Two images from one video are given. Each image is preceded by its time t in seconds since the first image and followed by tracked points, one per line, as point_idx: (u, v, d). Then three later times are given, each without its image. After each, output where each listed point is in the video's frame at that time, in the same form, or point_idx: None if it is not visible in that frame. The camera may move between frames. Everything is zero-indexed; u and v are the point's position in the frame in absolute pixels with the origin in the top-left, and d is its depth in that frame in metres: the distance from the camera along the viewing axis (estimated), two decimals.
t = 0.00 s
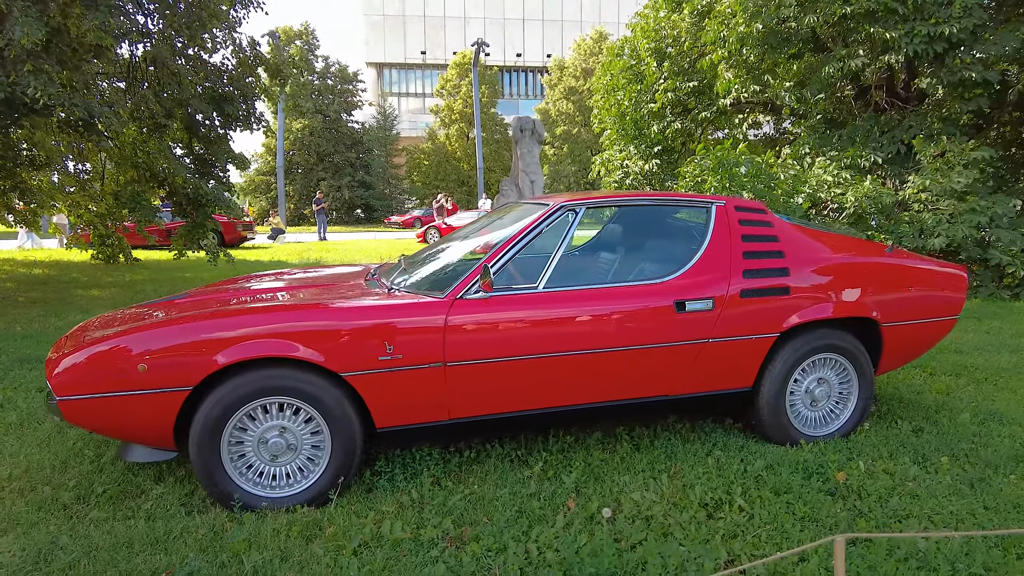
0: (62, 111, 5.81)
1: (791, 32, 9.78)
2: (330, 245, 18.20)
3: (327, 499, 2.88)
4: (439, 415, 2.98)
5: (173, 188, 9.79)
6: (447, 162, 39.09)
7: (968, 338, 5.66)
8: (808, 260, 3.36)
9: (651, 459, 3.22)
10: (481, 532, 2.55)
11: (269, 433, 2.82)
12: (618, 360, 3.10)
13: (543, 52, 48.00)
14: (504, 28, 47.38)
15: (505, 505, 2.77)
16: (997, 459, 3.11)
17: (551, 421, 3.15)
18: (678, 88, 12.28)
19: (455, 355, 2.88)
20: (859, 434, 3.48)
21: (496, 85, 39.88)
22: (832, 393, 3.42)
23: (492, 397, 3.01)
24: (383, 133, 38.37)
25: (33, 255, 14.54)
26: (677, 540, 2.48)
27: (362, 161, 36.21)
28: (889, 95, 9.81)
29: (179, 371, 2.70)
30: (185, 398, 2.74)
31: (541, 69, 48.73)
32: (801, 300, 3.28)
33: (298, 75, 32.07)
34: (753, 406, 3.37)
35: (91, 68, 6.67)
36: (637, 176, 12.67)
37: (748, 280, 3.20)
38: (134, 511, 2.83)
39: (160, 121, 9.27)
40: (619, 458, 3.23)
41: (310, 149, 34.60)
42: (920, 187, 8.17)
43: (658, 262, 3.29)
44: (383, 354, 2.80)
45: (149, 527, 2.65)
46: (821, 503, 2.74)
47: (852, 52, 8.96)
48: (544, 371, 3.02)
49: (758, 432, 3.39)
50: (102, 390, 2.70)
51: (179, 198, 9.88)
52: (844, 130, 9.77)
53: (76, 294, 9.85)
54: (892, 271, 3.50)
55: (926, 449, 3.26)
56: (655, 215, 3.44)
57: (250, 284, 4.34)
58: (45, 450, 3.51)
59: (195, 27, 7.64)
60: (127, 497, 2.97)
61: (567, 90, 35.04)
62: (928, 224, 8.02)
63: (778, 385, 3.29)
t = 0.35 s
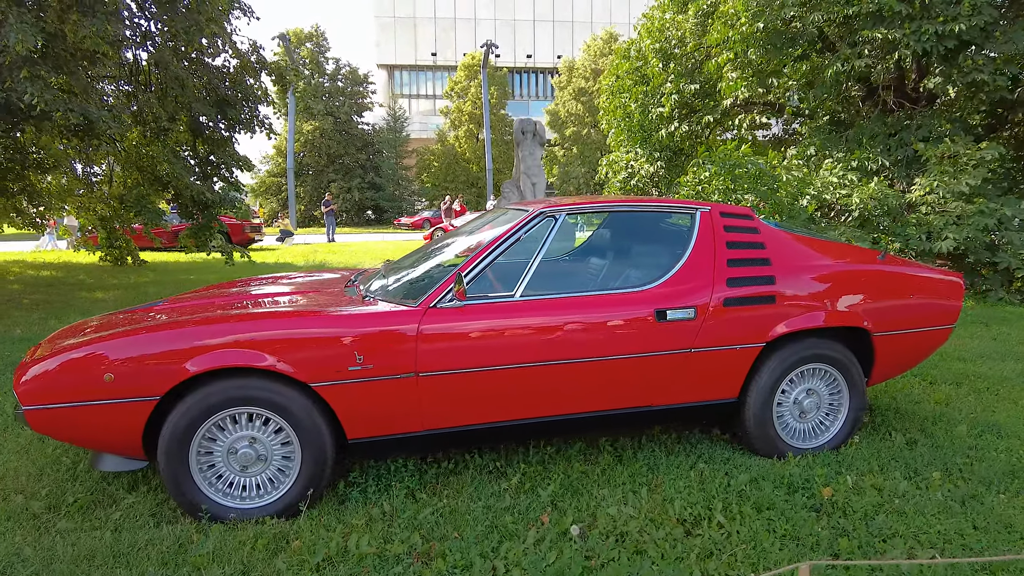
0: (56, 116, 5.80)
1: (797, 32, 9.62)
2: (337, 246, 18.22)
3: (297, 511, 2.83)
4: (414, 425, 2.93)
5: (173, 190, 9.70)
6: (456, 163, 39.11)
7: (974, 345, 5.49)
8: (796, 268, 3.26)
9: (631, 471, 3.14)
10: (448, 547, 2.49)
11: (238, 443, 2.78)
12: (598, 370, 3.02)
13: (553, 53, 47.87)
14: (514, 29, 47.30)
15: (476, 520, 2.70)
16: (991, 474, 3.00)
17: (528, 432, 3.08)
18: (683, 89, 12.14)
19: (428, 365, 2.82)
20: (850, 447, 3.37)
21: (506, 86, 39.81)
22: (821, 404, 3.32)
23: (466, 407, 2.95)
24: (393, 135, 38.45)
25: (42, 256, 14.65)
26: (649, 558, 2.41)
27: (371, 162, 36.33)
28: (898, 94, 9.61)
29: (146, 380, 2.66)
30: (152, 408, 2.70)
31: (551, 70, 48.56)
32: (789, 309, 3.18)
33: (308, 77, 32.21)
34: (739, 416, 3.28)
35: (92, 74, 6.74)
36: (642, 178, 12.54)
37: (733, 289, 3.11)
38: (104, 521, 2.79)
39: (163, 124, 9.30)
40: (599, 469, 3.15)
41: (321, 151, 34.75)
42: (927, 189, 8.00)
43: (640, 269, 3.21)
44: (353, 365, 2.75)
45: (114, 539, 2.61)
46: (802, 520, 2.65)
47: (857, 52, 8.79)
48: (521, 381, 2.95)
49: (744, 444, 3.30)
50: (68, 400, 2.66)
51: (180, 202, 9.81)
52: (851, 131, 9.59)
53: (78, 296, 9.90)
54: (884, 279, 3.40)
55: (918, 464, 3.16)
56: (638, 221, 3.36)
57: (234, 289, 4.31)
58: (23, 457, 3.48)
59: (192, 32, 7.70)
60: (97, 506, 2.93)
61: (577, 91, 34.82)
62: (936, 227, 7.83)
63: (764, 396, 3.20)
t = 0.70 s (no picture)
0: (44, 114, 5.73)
1: (804, 29, 9.43)
2: (343, 246, 18.17)
3: (262, 519, 2.72)
4: (387, 430, 2.81)
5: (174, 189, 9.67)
6: (464, 163, 39.04)
7: (983, 349, 5.29)
8: (789, 267, 3.11)
9: (615, 480, 3.01)
10: (414, 561, 2.37)
11: (202, 447, 2.67)
12: (579, 374, 2.89)
13: (563, 52, 47.66)
14: (524, 29, 47.15)
15: (446, 531, 2.58)
16: (995, 487, 2.83)
17: (506, 439, 2.95)
18: (690, 87, 11.94)
19: (398, 368, 2.71)
20: (845, 456, 3.22)
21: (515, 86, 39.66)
22: (816, 411, 3.16)
23: (440, 412, 2.83)
24: (402, 135, 38.43)
25: (49, 255, 14.69)
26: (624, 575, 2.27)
27: (380, 162, 36.33)
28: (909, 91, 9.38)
29: (104, 382, 2.56)
30: (113, 411, 2.59)
31: (562, 70, 48.34)
32: (781, 310, 3.03)
33: (317, 77, 32.26)
34: (730, 424, 3.13)
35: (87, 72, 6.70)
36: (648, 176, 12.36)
37: (722, 289, 2.97)
38: (63, 527, 2.69)
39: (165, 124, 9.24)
40: (582, 478, 3.02)
41: (330, 151, 34.81)
42: (937, 189, 7.80)
43: (626, 269, 3.08)
44: (320, 367, 2.65)
45: (69, 547, 2.51)
46: (789, 535, 2.51)
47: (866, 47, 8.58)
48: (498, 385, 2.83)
49: (735, 452, 3.15)
50: (24, 403, 2.57)
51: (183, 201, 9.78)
52: (860, 129, 9.38)
53: (78, 294, 9.88)
54: (882, 280, 3.23)
55: (917, 475, 3.00)
56: (624, 219, 3.23)
57: (217, 288, 4.21)
58: None
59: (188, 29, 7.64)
60: (59, 511, 2.83)
61: (586, 91, 34.55)
62: (946, 226, 7.60)
63: (756, 402, 3.04)
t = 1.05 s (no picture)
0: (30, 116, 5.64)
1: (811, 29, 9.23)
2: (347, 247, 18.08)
3: (224, 541, 2.58)
4: (357, 447, 2.68)
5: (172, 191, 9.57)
6: (471, 164, 38.91)
7: (994, 359, 5.09)
8: (783, 277, 2.95)
9: (598, 501, 2.86)
10: None
11: (161, 466, 2.54)
12: (560, 389, 2.74)
13: (571, 52, 47.39)
14: (532, 29, 46.95)
15: (414, 558, 2.44)
16: (1002, 512, 2.66)
17: (483, 457, 2.81)
18: (695, 87, 11.73)
19: (366, 384, 2.57)
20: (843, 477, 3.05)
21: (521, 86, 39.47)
22: (813, 428, 2.99)
23: (411, 430, 2.69)
24: (408, 135, 38.35)
25: (52, 256, 14.69)
26: None
27: (386, 163, 36.27)
28: (919, 90, 9.14)
29: (56, 398, 2.43)
30: (65, 429, 2.47)
31: (569, 70, 48.11)
32: (776, 322, 2.87)
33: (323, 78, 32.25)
34: (720, 441, 2.97)
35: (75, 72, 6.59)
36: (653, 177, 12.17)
37: (711, 301, 2.81)
38: (18, 549, 2.57)
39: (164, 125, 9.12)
40: (563, 498, 2.87)
41: (336, 151, 34.79)
42: (946, 191, 7.59)
43: (610, 279, 2.93)
44: (283, 383, 2.52)
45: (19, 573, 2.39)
46: (779, 565, 2.35)
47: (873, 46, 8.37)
48: (475, 402, 2.69)
49: (726, 471, 2.99)
50: None
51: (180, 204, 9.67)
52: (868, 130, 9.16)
53: (76, 296, 9.83)
54: (883, 291, 3.06)
55: (918, 498, 2.83)
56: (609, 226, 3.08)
57: (200, 294, 4.09)
58: None
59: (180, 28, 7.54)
60: (17, 531, 2.71)
61: (593, 91, 34.28)
62: (955, 229, 7.37)
63: (748, 419, 2.88)
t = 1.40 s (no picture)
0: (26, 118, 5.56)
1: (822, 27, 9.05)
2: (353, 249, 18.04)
3: (196, 556, 2.50)
4: (336, 460, 2.59)
5: (175, 193, 9.55)
6: (479, 165, 38.85)
7: (1007, 367, 4.92)
8: (781, 284, 2.82)
9: (587, 516, 2.74)
10: None
11: (131, 478, 2.45)
12: (547, 400, 2.63)
13: (581, 54, 47.21)
14: (542, 30, 46.84)
15: None
16: (1013, 533, 2.52)
17: (466, 470, 2.71)
18: (703, 87, 11.56)
19: (342, 394, 2.47)
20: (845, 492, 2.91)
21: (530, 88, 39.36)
22: (812, 441, 2.86)
23: (391, 441, 2.60)
24: (417, 137, 38.35)
25: (60, 258, 14.76)
26: None
27: (395, 164, 36.27)
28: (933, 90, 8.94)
29: (22, 407, 2.36)
30: (32, 439, 2.39)
31: (579, 71, 47.94)
32: (774, 331, 2.75)
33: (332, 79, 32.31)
34: (715, 454, 2.85)
35: (73, 72, 6.55)
36: (660, 179, 12.02)
37: (704, 309, 2.69)
38: None
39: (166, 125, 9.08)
40: (550, 513, 2.76)
41: (345, 152, 34.84)
42: (958, 193, 7.39)
43: (601, 286, 2.81)
44: (256, 393, 2.43)
45: None
46: None
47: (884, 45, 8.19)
48: (458, 413, 2.59)
49: (721, 485, 2.87)
50: None
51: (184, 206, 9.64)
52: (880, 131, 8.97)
53: (80, 298, 9.84)
54: (887, 298, 2.93)
55: (923, 516, 2.69)
56: (599, 230, 2.97)
57: (188, 298, 4.01)
58: None
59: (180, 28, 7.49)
60: None
61: (602, 91, 34.09)
62: (967, 232, 7.18)
63: (744, 432, 2.75)
